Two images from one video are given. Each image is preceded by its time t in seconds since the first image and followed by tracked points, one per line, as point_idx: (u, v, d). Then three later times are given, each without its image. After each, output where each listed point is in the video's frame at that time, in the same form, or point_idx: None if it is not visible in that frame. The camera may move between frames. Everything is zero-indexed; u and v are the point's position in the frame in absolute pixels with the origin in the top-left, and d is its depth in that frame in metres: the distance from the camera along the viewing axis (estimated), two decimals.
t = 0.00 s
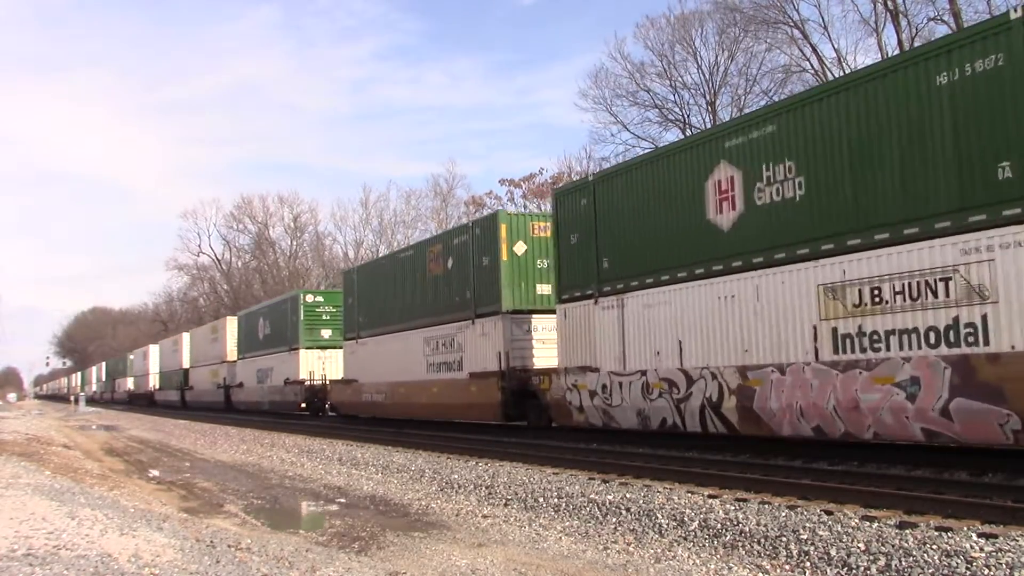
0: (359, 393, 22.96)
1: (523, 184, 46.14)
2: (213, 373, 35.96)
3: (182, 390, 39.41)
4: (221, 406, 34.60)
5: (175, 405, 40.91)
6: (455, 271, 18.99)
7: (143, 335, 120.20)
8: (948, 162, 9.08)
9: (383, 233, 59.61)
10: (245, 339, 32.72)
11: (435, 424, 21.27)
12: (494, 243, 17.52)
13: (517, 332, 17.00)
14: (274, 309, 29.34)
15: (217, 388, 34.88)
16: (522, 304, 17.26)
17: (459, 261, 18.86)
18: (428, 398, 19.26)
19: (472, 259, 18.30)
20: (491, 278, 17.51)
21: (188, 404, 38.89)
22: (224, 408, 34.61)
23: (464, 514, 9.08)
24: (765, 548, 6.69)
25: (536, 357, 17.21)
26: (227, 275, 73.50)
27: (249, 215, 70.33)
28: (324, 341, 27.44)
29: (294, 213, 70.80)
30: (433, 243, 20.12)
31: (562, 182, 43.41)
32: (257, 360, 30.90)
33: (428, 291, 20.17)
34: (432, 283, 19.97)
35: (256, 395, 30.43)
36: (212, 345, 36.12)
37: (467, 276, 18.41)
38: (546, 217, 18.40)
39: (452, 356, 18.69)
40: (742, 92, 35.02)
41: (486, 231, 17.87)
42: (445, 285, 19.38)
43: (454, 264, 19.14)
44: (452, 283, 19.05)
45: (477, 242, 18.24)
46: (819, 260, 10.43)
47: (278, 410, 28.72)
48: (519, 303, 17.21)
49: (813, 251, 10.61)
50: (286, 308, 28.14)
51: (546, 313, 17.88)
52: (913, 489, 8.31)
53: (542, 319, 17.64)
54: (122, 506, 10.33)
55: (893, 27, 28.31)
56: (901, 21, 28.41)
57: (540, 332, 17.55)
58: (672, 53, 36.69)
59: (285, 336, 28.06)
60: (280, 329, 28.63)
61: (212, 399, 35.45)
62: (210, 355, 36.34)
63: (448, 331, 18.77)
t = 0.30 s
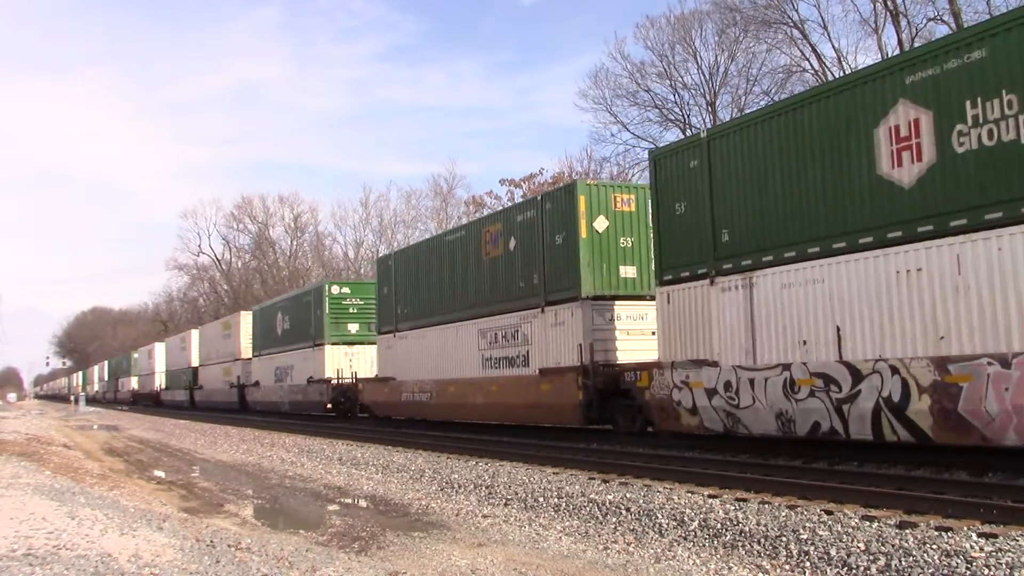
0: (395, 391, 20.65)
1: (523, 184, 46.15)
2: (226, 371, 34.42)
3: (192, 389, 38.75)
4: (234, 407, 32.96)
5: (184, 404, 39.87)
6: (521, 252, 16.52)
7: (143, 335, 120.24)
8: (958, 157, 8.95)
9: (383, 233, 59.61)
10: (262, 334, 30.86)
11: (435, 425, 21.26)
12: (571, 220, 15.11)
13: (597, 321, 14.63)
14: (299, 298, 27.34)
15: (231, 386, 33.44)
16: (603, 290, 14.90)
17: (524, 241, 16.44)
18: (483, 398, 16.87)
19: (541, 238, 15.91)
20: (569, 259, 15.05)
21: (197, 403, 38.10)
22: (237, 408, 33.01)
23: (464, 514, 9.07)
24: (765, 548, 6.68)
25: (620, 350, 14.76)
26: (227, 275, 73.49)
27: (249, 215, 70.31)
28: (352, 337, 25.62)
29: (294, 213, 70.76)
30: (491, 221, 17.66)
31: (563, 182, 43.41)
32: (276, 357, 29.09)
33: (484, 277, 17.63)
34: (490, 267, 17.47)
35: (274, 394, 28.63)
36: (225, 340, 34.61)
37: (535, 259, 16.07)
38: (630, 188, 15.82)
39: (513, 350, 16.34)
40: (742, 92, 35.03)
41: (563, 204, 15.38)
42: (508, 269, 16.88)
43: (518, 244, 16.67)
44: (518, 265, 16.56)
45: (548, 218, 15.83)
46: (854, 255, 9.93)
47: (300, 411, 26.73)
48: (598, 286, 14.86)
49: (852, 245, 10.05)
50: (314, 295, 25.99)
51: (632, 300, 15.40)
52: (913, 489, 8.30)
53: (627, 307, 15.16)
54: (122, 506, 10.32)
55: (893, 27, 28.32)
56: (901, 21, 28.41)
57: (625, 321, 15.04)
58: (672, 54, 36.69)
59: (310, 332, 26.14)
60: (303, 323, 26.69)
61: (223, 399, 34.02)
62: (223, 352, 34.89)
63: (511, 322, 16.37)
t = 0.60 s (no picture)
0: (444, 388, 18.64)
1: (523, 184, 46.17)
2: (239, 369, 32.74)
3: (200, 388, 37.62)
4: (247, 407, 31.36)
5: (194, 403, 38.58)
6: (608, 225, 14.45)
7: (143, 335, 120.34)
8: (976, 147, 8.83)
9: (383, 233, 59.62)
10: (282, 329, 29.12)
11: (435, 425, 21.26)
12: (676, 188, 13.02)
13: (711, 304, 12.53)
14: (327, 289, 25.61)
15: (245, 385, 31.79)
16: (717, 266, 12.76)
17: (612, 213, 14.39)
18: (559, 398, 14.77)
19: (633, 210, 13.87)
20: (672, 233, 13.02)
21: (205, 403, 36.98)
22: (253, 408, 31.31)
23: (464, 514, 9.07)
24: (765, 548, 6.68)
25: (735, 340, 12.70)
26: (227, 275, 73.49)
27: (249, 215, 70.31)
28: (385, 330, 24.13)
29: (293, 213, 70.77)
30: (568, 192, 15.61)
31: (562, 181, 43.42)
32: (298, 353, 27.36)
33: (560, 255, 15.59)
34: (567, 245, 15.39)
35: (296, 394, 26.91)
36: (238, 337, 33.02)
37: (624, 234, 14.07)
38: (747, 148, 13.53)
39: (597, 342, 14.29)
40: (742, 92, 35.02)
41: (663, 168, 13.33)
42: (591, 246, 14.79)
43: (603, 218, 14.61)
44: (605, 240, 14.48)
45: (643, 186, 13.73)
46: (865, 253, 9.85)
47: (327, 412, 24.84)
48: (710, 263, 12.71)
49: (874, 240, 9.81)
50: (347, 285, 24.21)
51: (746, 282, 13.23)
52: (913, 489, 8.30)
53: (741, 290, 13.02)
54: (122, 506, 10.32)
55: (893, 27, 28.32)
56: (900, 21, 28.41)
57: (740, 307, 12.92)
58: (671, 54, 36.68)
59: (339, 325, 24.38)
60: (331, 316, 25.07)
61: (236, 400, 32.45)
62: (236, 350, 33.31)
63: (596, 309, 14.34)
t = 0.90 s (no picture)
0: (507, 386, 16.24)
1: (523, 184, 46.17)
2: (257, 367, 30.59)
3: (212, 386, 36.07)
4: (266, 407, 29.28)
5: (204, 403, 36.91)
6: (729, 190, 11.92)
7: (143, 335, 120.41)
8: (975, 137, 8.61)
9: (383, 233, 59.63)
10: (307, 322, 26.89)
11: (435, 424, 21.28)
12: (828, 142, 10.41)
13: (878, 282, 9.92)
14: (359, 279, 23.37)
15: (263, 384, 29.68)
16: (883, 239, 10.12)
17: (736, 177, 11.83)
18: (663, 397, 12.30)
19: (767, 173, 11.33)
20: (821, 201, 10.48)
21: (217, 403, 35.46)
22: (273, 409, 29.20)
23: (464, 514, 9.07)
24: (765, 548, 6.69)
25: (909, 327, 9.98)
26: (227, 275, 73.50)
27: (249, 215, 70.33)
28: (425, 323, 21.82)
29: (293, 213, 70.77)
30: (671, 154, 13.08)
31: (562, 181, 43.43)
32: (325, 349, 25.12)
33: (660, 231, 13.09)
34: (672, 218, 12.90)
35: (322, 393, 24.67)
36: (256, 332, 30.88)
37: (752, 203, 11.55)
38: (914, 91, 10.74)
39: (714, 330, 11.81)
40: (742, 92, 35.00)
41: (807, 116, 10.73)
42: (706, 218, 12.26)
43: (721, 182, 12.08)
44: (726, 210, 11.93)
45: (779, 141, 11.17)
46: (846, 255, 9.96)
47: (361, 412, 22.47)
48: (875, 233, 10.10)
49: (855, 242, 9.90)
50: (383, 273, 21.75)
51: (917, 255, 10.50)
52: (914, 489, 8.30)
53: (913, 265, 10.30)
54: (122, 506, 10.32)
55: (893, 27, 28.29)
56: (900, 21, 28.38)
57: (912, 286, 10.22)
58: (671, 54, 36.66)
59: (374, 318, 22.07)
60: (364, 308, 22.82)
61: (254, 400, 30.41)
62: (253, 346, 31.21)
63: (714, 291, 11.86)
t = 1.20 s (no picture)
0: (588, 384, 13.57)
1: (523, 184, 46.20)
2: (277, 365, 28.47)
3: (224, 385, 34.29)
4: (286, 407, 27.18)
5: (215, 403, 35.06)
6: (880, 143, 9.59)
7: (143, 335, 120.41)
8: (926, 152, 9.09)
9: (383, 233, 59.64)
10: (335, 315, 24.81)
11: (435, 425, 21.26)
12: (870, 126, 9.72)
13: None
14: (395, 265, 21.35)
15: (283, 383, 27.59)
16: None
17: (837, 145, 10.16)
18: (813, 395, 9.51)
19: (971, 111, 8.67)
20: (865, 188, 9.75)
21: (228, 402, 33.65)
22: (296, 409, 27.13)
23: (464, 514, 9.07)
24: (765, 548, 6.68)
25: None
26: (227, 275, 73.51)
27: (249, 215, 70.35)
28: (474, 314, 19.81)
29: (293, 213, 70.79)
30: (820, 95, 10.39)
31: (562, 181, 43.46)
32: (357, 344, 23.01)
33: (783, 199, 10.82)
34: (797, 183, 10.62)
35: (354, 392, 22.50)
36: (275, 327, 28.78)
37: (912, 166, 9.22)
38: None
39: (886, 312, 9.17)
40: (742, 92, 35.03)
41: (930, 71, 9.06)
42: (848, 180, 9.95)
43: (897, 128, 9.43)
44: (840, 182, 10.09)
45: (989, 69, 8.51)
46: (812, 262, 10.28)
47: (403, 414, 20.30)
48: None
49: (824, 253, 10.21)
50: (427, 258, 19.71)
51: None
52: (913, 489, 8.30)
53: None
54: (122, 506, 10.32)
55: (892, 27, 28.31)
56: (900, 21, 28.39)
57: None
58: (671, 54, 36.69)
59: (416, 308, 20.05)
60: (402, 298, 20.79)
61: (272, 399, 28.27)
62: (272, 341, 29.13)
63: (892, 262, 9.20)
